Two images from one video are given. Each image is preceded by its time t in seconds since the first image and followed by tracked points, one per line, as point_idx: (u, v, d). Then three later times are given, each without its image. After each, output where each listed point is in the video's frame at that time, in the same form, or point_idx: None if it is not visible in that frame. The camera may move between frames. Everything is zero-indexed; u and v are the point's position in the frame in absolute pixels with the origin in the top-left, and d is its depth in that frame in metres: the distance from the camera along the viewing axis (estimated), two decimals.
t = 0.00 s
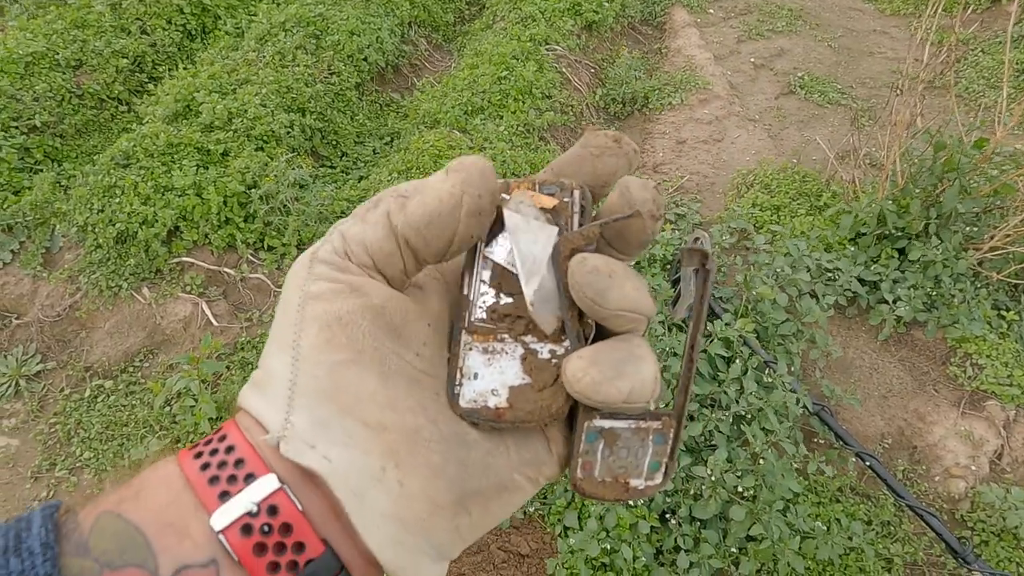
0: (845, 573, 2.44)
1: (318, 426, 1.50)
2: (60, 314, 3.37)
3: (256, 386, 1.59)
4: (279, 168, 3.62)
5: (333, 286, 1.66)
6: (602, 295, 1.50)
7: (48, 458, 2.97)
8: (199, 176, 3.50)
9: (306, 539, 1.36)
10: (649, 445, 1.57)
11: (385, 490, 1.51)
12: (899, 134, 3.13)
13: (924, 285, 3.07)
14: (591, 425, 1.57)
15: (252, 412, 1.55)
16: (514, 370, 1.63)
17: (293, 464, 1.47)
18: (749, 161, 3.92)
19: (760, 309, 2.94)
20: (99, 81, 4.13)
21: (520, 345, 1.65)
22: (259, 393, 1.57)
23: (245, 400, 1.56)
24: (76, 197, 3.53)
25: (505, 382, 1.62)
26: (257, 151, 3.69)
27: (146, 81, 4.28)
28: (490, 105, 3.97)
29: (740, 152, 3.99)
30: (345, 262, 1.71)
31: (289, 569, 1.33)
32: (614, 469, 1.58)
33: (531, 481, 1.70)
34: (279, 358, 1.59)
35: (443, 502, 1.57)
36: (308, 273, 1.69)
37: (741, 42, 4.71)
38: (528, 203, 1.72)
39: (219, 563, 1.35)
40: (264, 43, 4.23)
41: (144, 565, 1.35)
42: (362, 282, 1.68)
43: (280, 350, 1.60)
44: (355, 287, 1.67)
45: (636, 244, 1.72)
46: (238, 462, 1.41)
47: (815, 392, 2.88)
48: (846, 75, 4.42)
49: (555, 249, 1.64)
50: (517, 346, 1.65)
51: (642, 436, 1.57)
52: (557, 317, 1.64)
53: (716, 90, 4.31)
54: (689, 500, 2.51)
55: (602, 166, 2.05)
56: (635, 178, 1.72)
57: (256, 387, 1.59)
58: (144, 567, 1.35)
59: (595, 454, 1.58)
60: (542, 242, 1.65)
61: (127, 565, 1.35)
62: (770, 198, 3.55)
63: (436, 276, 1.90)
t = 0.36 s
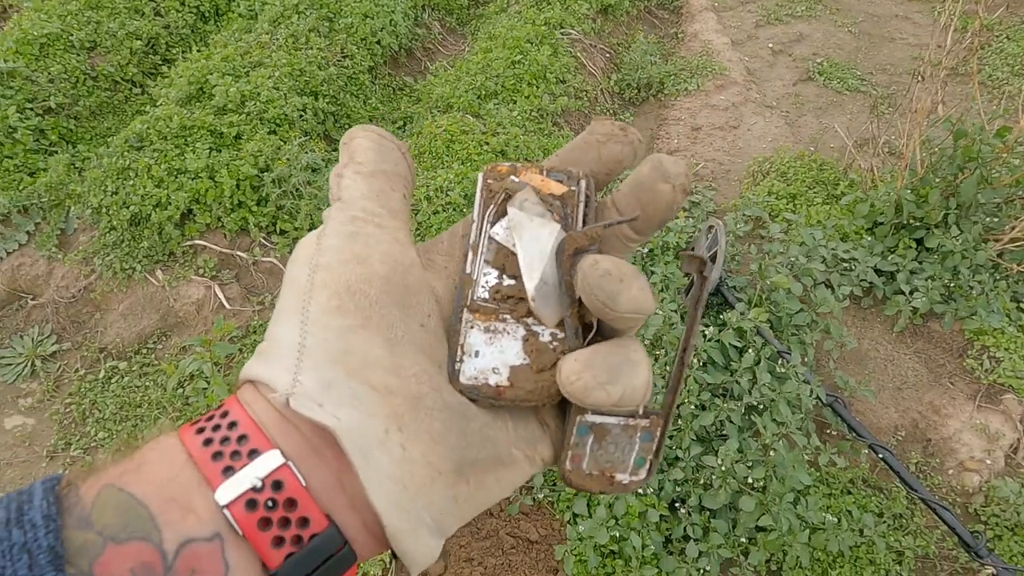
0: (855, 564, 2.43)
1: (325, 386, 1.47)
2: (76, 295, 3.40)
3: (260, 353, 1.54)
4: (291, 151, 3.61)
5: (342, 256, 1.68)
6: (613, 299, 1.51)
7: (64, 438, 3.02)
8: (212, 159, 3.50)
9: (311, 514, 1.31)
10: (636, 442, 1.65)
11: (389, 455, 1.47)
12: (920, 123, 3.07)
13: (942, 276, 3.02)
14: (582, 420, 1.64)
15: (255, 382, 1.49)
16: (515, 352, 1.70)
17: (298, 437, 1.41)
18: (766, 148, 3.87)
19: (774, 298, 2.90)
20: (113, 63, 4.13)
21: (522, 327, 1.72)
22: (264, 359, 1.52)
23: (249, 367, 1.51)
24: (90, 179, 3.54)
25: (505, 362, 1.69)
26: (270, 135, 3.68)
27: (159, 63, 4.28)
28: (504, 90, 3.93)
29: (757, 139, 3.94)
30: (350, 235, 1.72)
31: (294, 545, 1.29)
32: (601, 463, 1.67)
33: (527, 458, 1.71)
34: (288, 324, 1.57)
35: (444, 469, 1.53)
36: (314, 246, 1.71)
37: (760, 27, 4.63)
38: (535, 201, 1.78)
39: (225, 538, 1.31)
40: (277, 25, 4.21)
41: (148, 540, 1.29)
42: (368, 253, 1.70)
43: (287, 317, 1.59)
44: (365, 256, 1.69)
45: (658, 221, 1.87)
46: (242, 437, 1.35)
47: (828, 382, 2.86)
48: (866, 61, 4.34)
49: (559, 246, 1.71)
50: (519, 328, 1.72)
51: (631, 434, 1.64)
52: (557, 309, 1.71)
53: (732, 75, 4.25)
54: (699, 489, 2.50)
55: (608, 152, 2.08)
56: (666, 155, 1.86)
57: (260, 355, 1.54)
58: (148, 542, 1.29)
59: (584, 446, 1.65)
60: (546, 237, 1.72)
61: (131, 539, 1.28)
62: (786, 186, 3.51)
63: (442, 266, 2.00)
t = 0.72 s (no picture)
0: (860, 564, 2.42)
1: (301, 378, 1.45)
2: (84, 285, 3.42)
3: (238, 341, 1.53)
4: (300, 143, 3.61)
5: (329, 246, 1.66)
6: (608, 320, 1.48)
7: (72, 426, 3.03)
8: (221, 150, 3.50)
9: (281, 512, 1.30)
10: (613, 460, 1.66)
11: (364, 453, 1.45)
12: (931, 120, 3.05)
13: (952, 276, 3.00)
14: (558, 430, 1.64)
15: (232, 371, 1.49)
16: (500, 356, 1.69)
17: (271, 436, 1.41)
18: (776, 145, 3.85)
19: (782, 296, 2.89)
20: (124, 53, 4.14)
21: (510, 330, 1.70)
22: (241, 347, 1.51)
23: (226, 354, 1.50)
24: (100, 169, 3.56)
25: (489, 364, 1.68)
26: (279, 126, 3.68)
27: (169, 54, 4.28)
28: (513, 84, 3.92)
29: (767, 135, 3.91)
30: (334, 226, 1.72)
31: (262, 543, 1.28)
32: (574, 475, 1.68)
33: (505, 461, 1.70)
34: (267, 312, 1.55)
35: (418, 471, 1.50)
36: (302, 235, 1.70)
37: (771, 23, 4.60)
38: (540, 201, 1.73)
39: (192, 535, 1.29)
40: (287, 17, 4.21)
41: (115, 537, 1.27)
42: (357, 242, 1.70)
43: (267, 305, 1.57)
44: (353, 247, 1.68)
45: (671, 222, 1.86)
46: (212, 432, 1.34)
47: (835, 381, 2.84)
48: (879, 58, 4.30)
49: (560, 252, 1.64)
50: (506, 331, 1.71)
51: (609, 452, 1.66)
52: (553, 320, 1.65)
53: (743, 71, 4.23)
54: (704, 486, 2.50)
55: (619, 147, 2.06)
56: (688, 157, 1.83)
57: (238, 342, 1.53)
58: (114, 539, 1.27)
59: (559, 456, 1.66)
60: (547, 243, 1.64)
61: (97, 535, 1.26)
62: (796, 183, 3.48)
63: (432, 254, 1.95)
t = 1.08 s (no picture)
0: (873, 569, 2.40)
1: (285, 387, 1.41)
2: (100, 280, 3.45)
3: (223, 346, 1.49)
4: (314, 141, 3.63)
5: (318, 243, 1.60)
6: (620, 317, 1.45)
7: (86, 420, 3.06)
8: (235, 148, 3.53)
9: (264, 534, 1.29)
10: (631, 484, 1.66)
11: (355, 467, 1.42)
12: (949, 123, 3.01)
13: (969, 280, 2.96)
14: (571, 444, 1.66)
15: (215, 379, 1.45)
16: (507, 358, 1.65)
17: (255, 450, 1.37)
18: (791, 146, 3.82)
19: (796, 299, 2.87)
20: (141, 51, 4.17)
21: (519, 331, 1.68)
22: (225, 352, 1.47)
23: (210, 360, 1.47)
24: (116, 166, 3.59)
25: (496, 367, 1.64)
26: (293, 125, 3.70)
27: (185, 52, 4.31)
28: (527, 83, 3.92)
29: (782, 136, 3.89)
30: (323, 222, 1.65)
31: (244, 567, 1.27)
32: (588, 498, 1.66)
33: (509, 474, 1.66)
34: (251, 315, 1.50)
35: (414, 487, 1.48)
36: (291, 231, 1.64)
37: (787, 23, 4.56)
38: (557, 196, 1.75)
39: (168, 560, 1.28)
40: (302, 15, 4.23)
41: (84, 564, 1.27)
42: (348, 239, 1.63)
43: (252, 306, 1.52)
44: (342, 245, 1.62)
45: (680, 224, 1.71)
46: (191, 448, 1.32)
47: (848, 385, 2.81)
48: (896, 59, 4.26)
49: (578, 251, 1.66)
50: (515, 332, 1.68)
51: (628, 476, 1.66)
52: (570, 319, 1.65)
53: (758, 72, 4.20)
54: (715, 488, 2.48)
55: (630, 146, 1.98)
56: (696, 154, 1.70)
57: (223, 347, 1.49)
58: (85, 567, 1.27)
59: (572, 473, 1.66)
60: (566, 242, 1.68)
61: (66, 563, 1.27)
62: (811, 185, 3.45)
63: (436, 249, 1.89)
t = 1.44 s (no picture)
0: None
1: (261, 392, 1.38)
2: (131, 268, 3.52)
3: (200, 353, 1.47)
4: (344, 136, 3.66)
5: (296, 246, 1.57)
6: (583, 304, 1.46)
7: (114, 404, 3.12)
8: (267, 141, 3.57)
9: (243, 540, 1.25)
10: (629, 495, 1.62)
11: (332, 472, 1.38)
12: (988, 135, 2.95)
13: (1003, 296, 2.90)
14: (554, 455, 1.64)
15: (192, 386, 1.43)
16: (482, 358, 1.60)
17: (234, 457, 1.34)
18: (823, 155, 3.77)
19: (824, 310, 2.84)
20: (177, 43, 4.24)
21: (494, 330, 1.62)
22: (201, 359, 1.45)
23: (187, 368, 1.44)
24: (150, 156, 3.65)
25: (469, 365, 1.59)
26: (324, 120, 3.73)
27: (221, 45, 4.37)
28: (557, 84, 3.91)
29: (814, 145, 3.84)
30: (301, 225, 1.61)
31: None
32: (581, 513, 1.63)
33: (499, 480, 1.65)
34: (228, 320, 1.48)
35: (395, 492, 1.43)
36: (268, 234, 1.60)
37: (822, 30, 4.50)
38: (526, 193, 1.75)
39: (144, 568, 1.24)
40: (336, 11, 4.27)
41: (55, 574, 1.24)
42: (326, 244, 1.59)
43: (230, 312, 1.49)
44: (318, 248, 1.57)
45: (675, 224, 1.76)
46: (169, 454, 1.30)
47: (875, 399, 2.78)
48: (933, 69, 4.18)
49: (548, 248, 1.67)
50: (490, 331, 1.62)
51: (625, 487, 1.62)
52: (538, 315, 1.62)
53: (791, 79, 4.16)
54: (735, 498, 2.46)
55: (619, 149, 1.96)
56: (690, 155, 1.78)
57: (200, 354, 1.46)
58: None
59: (558, 485, 1.63)
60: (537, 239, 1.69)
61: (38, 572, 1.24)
62: (842, 195, 3.40)
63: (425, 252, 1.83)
